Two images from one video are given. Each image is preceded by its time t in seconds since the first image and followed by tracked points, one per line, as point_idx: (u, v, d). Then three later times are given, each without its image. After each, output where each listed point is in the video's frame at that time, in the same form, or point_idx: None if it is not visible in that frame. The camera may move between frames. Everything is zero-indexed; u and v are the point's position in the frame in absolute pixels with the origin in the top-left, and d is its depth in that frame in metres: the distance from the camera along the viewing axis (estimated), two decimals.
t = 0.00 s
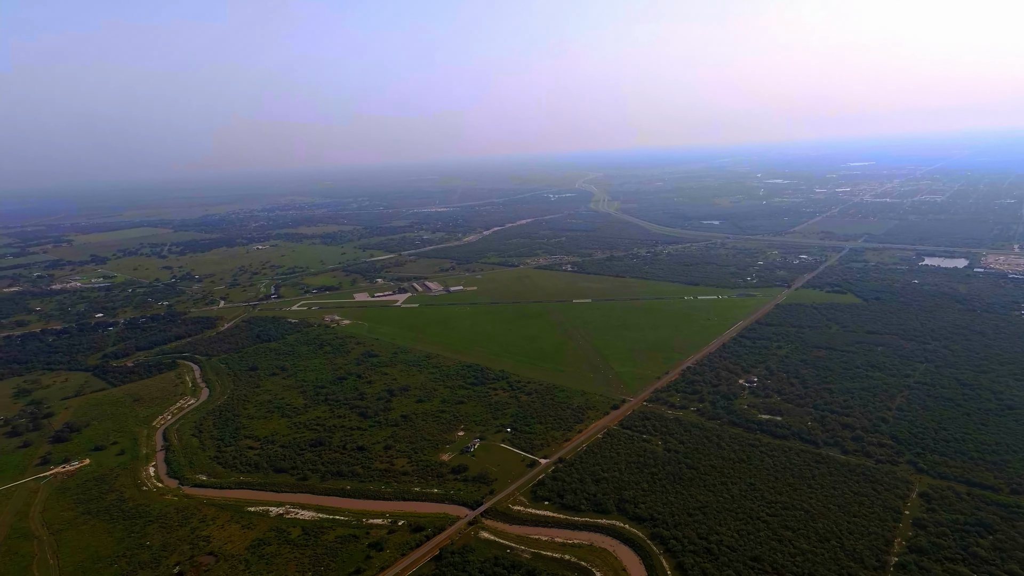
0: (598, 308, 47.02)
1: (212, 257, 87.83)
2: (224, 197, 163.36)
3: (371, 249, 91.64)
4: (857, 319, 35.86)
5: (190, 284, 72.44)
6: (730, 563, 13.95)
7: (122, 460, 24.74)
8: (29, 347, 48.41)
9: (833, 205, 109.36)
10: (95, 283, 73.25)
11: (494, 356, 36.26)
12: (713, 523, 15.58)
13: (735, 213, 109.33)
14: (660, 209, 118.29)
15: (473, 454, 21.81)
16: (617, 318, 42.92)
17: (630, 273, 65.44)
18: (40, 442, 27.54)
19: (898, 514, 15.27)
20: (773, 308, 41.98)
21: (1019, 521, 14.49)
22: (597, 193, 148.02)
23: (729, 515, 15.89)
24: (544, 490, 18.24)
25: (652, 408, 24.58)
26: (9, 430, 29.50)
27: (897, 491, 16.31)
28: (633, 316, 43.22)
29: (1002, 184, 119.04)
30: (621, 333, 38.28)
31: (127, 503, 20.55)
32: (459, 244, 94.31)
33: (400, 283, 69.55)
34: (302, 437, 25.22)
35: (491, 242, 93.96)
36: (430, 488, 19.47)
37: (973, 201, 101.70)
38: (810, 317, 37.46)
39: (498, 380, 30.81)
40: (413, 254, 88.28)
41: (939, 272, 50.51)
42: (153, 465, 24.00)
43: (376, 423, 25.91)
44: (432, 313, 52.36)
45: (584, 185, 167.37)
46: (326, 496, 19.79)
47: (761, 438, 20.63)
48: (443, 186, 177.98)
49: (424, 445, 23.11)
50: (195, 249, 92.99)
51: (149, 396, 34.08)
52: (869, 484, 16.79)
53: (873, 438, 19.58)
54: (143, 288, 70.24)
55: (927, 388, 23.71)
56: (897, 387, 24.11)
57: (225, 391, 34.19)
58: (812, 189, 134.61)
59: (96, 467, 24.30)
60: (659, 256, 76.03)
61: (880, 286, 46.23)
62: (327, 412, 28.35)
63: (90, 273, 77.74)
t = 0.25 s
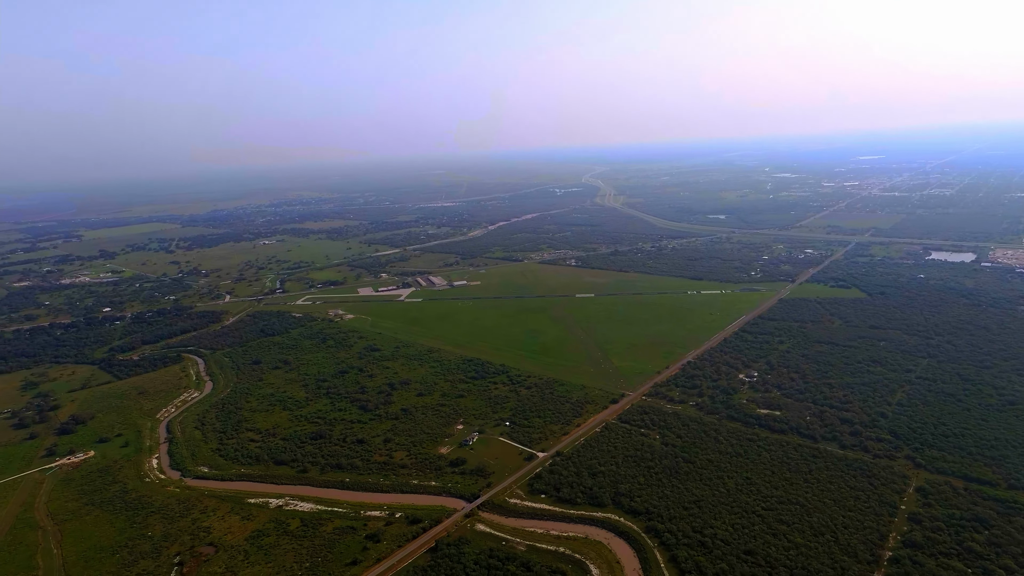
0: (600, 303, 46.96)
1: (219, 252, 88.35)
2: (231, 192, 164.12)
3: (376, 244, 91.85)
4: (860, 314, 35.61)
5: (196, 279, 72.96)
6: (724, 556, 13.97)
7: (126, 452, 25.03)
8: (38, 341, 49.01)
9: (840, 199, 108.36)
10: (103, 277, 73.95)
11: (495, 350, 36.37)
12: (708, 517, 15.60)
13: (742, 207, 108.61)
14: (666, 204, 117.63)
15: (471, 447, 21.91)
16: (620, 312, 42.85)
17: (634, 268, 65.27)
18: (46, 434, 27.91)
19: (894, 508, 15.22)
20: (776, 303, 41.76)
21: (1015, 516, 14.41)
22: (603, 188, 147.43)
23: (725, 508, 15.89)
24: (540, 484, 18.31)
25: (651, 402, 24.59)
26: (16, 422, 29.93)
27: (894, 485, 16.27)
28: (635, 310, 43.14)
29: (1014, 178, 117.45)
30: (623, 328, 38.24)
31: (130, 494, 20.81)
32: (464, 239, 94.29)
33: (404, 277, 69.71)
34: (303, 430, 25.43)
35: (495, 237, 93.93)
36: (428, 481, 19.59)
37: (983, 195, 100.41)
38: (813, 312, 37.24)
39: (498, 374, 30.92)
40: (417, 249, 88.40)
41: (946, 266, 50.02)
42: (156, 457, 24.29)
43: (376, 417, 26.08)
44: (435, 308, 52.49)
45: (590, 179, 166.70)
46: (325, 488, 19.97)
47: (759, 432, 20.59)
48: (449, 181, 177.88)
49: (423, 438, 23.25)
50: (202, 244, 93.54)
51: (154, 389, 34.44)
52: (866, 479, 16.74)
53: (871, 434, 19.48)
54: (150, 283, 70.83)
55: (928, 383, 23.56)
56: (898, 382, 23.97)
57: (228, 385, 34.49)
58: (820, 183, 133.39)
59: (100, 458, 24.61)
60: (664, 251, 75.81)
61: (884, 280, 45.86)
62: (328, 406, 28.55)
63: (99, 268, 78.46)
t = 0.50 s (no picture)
0: (602, 298, 46.91)
1: (225, 246, 88.87)
2: (238, 188, 164.77)
3: (381, 239, 92.05)
4: (863, 310, 35.40)
5: (202, 273, 73.46)
6: (717, 551, 13.99)
7: (129, 445, 25.32)
8: (45, 334, 49.54)
9: (848, 194, 107.43)
10: (111, 272, 74.57)
11: (496, 345, 36.45)
12: (702, 512, 15.61)
13: (748, 202, 107.93)
14: (671, 199, 117.14)
15: (469, 442, 22.02)
16: (621, 308, 42.80)
17: (637, 263, 65.11)
18: (51, 426, 28.28)
19: (889, 505, 15.20)
20: (779, 299, 41.58)
21: (1011, 513, 14.35)
22: (609, 183, 146.89)
23: (719, 503, 15.91)
24: (536, 478, 18.40)
25: (649, 397, 24.61)
26: (23, 415, 30.32)
27: (890, 481, 16.23)
28: (637, 306, 43.07)
29: None
30: (624, 323, 38.23)
31: (132, 486, 21.06)
32: (468, 234, 94.33)
33: (408, 272, 69.90)
34: (304, 424, 25.63)
35: (500, 232, 93.88)
36: (425, 475, 19.71)
37: (993, 190, 99.26)
38: (816, 308, 37.01)
39: (498, 369, 31.01)
40: (422, 244, 88.53)
41: (952, 262, 49.57)
42: (158, 450, 24.56)
43: (376, 411, 26.25)
44: (438, 303, 52.60)
45: (595, 174, 166.15)
46: (324, 481, 20.13)
47: (757, 428, 20.57)
48: (454, 176, 177.79)
49: (422, 433, 23.37)
50: (208, 239, 94.08)
51: (158, 382, 34.80)
52: (862, 475, 16.71)
53: (869, 430, 19.42)
54: (156, 278, 71.38)
55: (928, 379, 23.41)
56: (898, 379, 23.84)
57: (231, 379, 34.78)
58: (828, 178, 132.32)
59: (104, 450, 24.92)
60: (667, 246, 75.56)
61: (889, 276, 45.52)
62: (329, 400, 28.74)
63: (106, 263, 79.12)
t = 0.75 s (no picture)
0: (604, 294, 46.84)
1: (231, 242, 89.34)
2: (245, 183, 165.49)
3: (386, 235, 92.23)
4: (866, 306, 35.17)
5: (208, 269, 73.94)
6: (710, 546, 14.00)
7: (132, 438, 25.58)
8: (53, 329, 50.06)
9: (855, 190, 106.53)
10: (118, 267, 75.20)
11: (497, 340, 36.50)
12: (697, 507, 15.62)
13: (754, 198, 107.25)
14: (677, 195, 116.57)
15: (467, 437, 22.10)
16: (623, 303, 42.72)
17: (641, 259, 64.93)
18: (57, 419, 28.63)
19: (884, 501, 15.16)
20: (781, 295, 41.37)
21: (1007, 510, 14.29)
22: (615, 179, 146.40)
23: (714, 499, 15.92)
24: (533, 473, 18.46)
25: (648, 393, 24.59)
26: (29, 408, 30.68)
27: (886, 477, 16.18)
28: (639, 302, 42.99)
29: None
30: (625, 319, 38.16)
31: (134, 479, 21.32)
32: (473, 230, 94.35)
33: (411, 268, 70.05)
34: (304, 418, 25.80)
35: (504, 228, 93.83)
36: (423, 469, 19.83)
37: (1003, 186, 98.11)
38: (818, 304, 36.81)
39: (498, 364, 31.08)
40: (426, 239, 88.64)
41: (959, 258, 49.11)
42: (161, 443, 24.82)
43: (376, 405, 26.39)
44: (440, 298, 52.72)
45: (601, 170, 165.56)
46: (323, 475, 20.29)
47: (754, 424, 20.53)
48: (460, 171, 177.70)
49: (420, 427, 23.48)
50: (214, 235, 94.58)
51: (162, 376, 35.13)
52: (858, 471, 16.67)
53: (867, 426, 19.34)
54: (163, 273, 71.91)
55: (929, 376, 23.25)
56: (899, 375, 23.70)
57: (234, 373, 35.05)
58: (836, 173, 131.25)
59: (107, 443, 25.21)
60: (672, 242, 75.29)
61: (894, 272, 45.16)
62: (330, 394, 28.91)
63: (114, 258, 79.74)
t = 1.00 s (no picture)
0: (606, 292, 46.79)
1: (236, 239, 89.87)
2: (251, 180, 166.26)
3: (390, 232, 92.48)
4: (869, 303, 34.96)
5: (214, 265, 74.41)
6: (703, 542, 14.01)
7: (134, 433, 25.85)
8: (60, 325, 50.59)
9: (862, 187, 105.83)
10: (125, 264, 75.84)
11: (497, 337, 36.57)
12: (691, 504, 15.64)
13: (759, 195, 106.69)
14: (682, 192, 116.19)
15: (465, 433, 22.20)
16: (625, 301, 42.66)
17: (644, 256, 64.78)
18: (61, 414, 28.97)
19: (879, 499, 15.10)
20: (784, 292, 41.18)
21: (1003, 508, 14.22)
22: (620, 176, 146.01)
23: (708, 496, 15.93)
24: (529, 469, 18.52)
25: (646, 390, 24.58)
26: (34, 403, 31.04)
27: (883, 476, 16.12)
28: (641, 299, 42.89)
29: None
30: (626, 317, 38.11)
31: (135, 473, 21.54)
32: (477, 227, 94.43)
33: (415, 265, 70.22)
34: (304, 414, 25.97)
35: (508, 225, 93.82)
36: (420, 464, 19.94)
37: (1013, 183, 97.07)
38: (820, 302, 36.64)
39: (498, 361, 31.16)
40: (430, 236, 88.81)
41: (964, 255, 48.71)
42: (163, 438, 25.07)
43: (376, 401, 26.53)
44: (443, 295, 52.84)
45: (606, 167, 165.21)
46: (321, 470, 20.44)
47: (752, 421, 20.50)
48: (465, 169, 177.70)
49: (419, 423, 23.59)
50: (220, 232, 95.18)
51: (166, 372, 35.44)
52: (854, 469, 16.61)
53: (865, 424, 19.27)
54: (169, 270, 72.44)
55: (930, 374, 23.09)
56: (899, 373, 23.57)
57: (236, 369, 35.32)
58: (842, 170, 130.36)
59: (110, 438, 25.49)
60: (676, 239, 75.01)
61: (898, 269, 44.86)
62: (330, 390, 29.08)
63: (121, 255, 80.41)
